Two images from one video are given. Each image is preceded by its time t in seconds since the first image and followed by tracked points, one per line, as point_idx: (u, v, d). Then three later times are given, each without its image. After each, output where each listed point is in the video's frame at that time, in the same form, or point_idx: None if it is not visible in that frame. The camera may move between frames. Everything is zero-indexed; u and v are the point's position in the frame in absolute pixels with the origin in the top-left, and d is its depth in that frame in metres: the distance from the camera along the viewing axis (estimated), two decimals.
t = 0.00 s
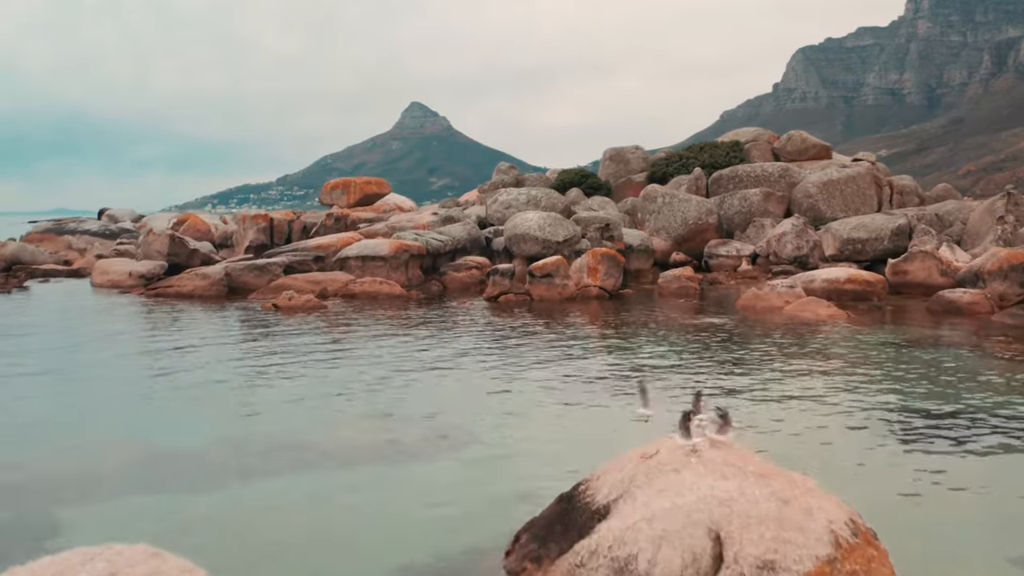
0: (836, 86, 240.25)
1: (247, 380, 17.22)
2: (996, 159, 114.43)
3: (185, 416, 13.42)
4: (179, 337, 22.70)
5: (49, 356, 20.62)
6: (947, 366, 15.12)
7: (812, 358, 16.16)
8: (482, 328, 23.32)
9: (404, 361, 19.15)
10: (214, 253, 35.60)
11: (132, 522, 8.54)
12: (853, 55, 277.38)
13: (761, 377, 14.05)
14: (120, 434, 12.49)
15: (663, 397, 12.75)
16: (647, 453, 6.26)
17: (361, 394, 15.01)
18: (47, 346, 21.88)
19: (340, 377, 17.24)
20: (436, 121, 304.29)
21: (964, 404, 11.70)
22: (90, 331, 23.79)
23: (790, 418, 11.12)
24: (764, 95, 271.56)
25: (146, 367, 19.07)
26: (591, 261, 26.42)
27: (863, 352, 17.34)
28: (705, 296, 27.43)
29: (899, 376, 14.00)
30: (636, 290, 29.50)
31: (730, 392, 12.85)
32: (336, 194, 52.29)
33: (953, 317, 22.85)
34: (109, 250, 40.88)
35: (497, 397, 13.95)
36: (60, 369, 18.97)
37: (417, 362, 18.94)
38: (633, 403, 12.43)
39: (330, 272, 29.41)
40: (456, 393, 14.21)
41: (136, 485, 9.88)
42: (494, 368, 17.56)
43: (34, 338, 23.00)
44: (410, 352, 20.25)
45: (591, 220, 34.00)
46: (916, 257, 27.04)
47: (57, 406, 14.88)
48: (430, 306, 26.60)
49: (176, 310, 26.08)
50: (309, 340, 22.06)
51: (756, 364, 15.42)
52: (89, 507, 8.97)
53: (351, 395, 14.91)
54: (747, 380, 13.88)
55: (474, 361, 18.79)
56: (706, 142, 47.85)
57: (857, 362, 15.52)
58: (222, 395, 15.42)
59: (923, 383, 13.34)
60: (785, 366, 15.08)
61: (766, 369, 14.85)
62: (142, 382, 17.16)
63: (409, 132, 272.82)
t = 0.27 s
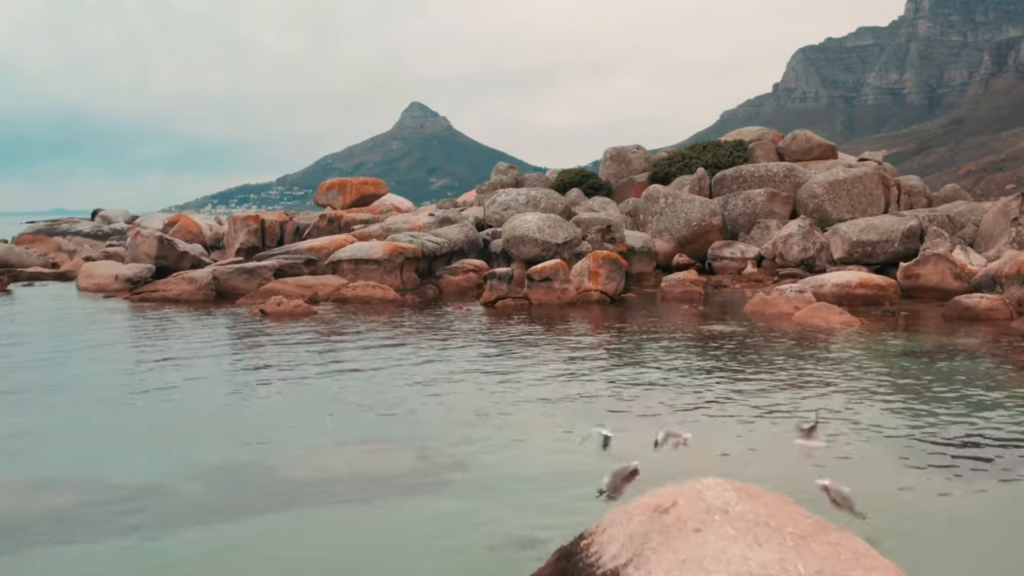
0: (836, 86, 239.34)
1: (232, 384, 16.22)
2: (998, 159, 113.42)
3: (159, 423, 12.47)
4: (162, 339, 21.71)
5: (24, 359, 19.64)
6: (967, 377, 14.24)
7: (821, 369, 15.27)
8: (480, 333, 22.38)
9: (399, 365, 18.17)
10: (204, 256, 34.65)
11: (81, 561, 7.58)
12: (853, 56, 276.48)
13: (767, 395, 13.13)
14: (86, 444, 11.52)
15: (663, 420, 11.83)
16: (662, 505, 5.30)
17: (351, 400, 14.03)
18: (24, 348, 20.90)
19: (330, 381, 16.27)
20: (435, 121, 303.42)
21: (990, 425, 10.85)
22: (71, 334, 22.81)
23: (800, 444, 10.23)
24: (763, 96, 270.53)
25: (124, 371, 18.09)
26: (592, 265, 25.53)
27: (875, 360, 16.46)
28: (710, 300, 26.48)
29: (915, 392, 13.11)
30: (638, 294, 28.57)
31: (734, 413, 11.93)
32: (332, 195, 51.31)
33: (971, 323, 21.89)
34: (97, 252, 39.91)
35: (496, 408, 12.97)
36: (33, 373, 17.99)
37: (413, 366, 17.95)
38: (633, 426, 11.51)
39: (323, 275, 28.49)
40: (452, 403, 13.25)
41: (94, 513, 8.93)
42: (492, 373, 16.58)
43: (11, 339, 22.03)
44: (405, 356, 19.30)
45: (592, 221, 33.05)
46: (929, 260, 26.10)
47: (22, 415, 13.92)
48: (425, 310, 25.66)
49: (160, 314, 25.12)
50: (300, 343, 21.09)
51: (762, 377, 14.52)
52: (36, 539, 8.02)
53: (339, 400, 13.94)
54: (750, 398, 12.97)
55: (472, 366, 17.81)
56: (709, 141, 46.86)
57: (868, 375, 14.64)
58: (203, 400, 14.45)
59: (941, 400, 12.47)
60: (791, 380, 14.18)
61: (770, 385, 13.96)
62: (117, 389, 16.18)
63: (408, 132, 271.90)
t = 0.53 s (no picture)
0: (836, 85, 238.28)
1: (210, 398, 15.28)
2: (1001, 159, 112.43)
3: (125, 443, 11.51)
4: (143, 347, 20.75)
5: None
6: (991, 388, 13.31)
7: (829, 377, 14.26)
8: (475, 340, 21.41)
9: (388, 377, 17.23)
10: (194, 259, 33.69)
11: None
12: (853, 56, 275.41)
13: (772, 405, 12.10)
14: (42, 467, 10.56)
15: (662, 431, 10.81)
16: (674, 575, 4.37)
17: (334, 417, 13.07)
18: None
19: (314, 394, 15.31)
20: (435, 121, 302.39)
21: (1020, 447, 9.87)
22: (48, 341, 21.85)
23: (815, 467, 9.22)
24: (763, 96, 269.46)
25: (98, 382, 17.13)
26: (594, 268, 24.44)
27: (885, 369, 15.50)
28: (716, 305, 25.48)
29: (931, 405, 12.15)
30: (641, 299, 27.59)
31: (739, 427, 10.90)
32: (327, 195, 50.29)
33: (990, 330, 20.90)
34: (86, 254, 38.94)
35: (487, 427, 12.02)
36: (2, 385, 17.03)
37: (402, 377, 17.01)
38: (631, 442, 10.49)
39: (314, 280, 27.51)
40: (441, 422, 12.29)
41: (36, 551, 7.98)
42: (487, 386, 15.62)
43: None
44: (396, 366, 18.33)
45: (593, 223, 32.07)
46: (943, 263, 25.07)
47: None
48: (419, 316, 24.68)
49: (143, 320, 24.16)
50: (287, 352, 20.14)
51: (769, 387, 13.51)
52: None
53: (322, 417, 12.99)
54: (756, 409, 11.93)
55: (466, 378, 16.87)
56: (712, 141, 45.84)
57: (878, 384, 13.64)
58: (176, 416, 13.49)
59: (961, 415, 11.48)
60: (797, 390, 13.16)
61: (775, 393, 12.94)
62: (87, 403, 15.21)
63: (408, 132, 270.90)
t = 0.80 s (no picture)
0: (836, 85, 237.23)
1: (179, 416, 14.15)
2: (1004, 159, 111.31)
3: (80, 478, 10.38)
4: (118, 357, 19.61)
5: None
6: None
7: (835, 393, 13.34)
8: (469, 349, 20.25)
9: (373, 390, 16.12)
10: (180, 262, 32.53)
11: None
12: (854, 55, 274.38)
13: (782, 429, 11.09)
14: None
15: (668, 467, 9.73)
16: None
17: (310, 446, 11.92)
18: None
19: (292, 413, 14.17)
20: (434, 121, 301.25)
21: None
22: (20, 351, 20.70)
23: (847, 513, 8.15)
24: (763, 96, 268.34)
25: (64, 397, 15.97)
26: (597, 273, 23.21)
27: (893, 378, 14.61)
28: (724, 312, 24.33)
29: (955, 426, 11.11)
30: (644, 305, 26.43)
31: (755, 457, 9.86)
32: (322, 196, 49.14)
33: (1015, 339, 19.75)
34: (70, 257, 37.76)
35: (476, 456, 10.87)
36: None
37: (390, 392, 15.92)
38: (639, 477, 9.39)
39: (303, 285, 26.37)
40: (428, 453, 11.15)
41: None
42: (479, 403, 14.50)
43: None
44: (384, 378, 17.19)
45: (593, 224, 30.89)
46: (961, 267, 23.89)
47: None
48: (411, 323, 23.53)
49: (122, 327, 23.00)
50: (270, 360, 19.03)
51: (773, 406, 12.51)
52: None
53: (299, 444, 11.86)
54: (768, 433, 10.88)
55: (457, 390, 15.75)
56: (716, 140, 44.65)
57: (892, 401, 12.61)
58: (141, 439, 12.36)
59: (989, 439, 10.50)
60: (806, 409, 12.13)
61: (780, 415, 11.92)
62: (49, 422, 14.07)
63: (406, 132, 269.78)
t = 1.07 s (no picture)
0: (837, 85, 236.27)
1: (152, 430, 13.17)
2: (1006, 159, 110.36)
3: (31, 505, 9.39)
4: (94, 363, 18.59)
5: None
6: None
7: (845, 413, 12.40)
8: (464, 356, 19.28)
9: (361, 402, 15.15)
10: (168, 266, 31.51)
11: None
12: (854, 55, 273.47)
13: (789, 459, 10.15)
14: None
15: (675, 501, 8.84)
16: None
17: (288, 466, 10.91)
18: None
19: (273, 428, 13.21)
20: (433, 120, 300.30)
21: None
22: None
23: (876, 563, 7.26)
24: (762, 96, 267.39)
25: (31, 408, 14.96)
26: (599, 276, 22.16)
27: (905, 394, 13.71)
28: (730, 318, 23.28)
29: (983, 452, 10.25)
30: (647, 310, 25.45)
31: (765, 495, 8.93)
32: (317, 197, 48.12)
33: None
34: (56, 260, 36.72)
35: (468, 482, 9.92)
36: None
37: (379, 404, 14.94)
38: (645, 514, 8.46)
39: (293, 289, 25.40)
40: (416, 477, 10.19)
41: None
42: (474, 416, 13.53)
43: None
44: (373, 389, 16.23)
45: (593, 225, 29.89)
46: (979, 271, 22.89)
47: None
48: (404, 329, 22.56)
49: (102, 333, 21.98)
50: (254, 367, 18.06)
51: (778, 430, 11.57)
52: None
53: (276, 466, 10.86)
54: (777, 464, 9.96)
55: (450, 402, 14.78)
56: (720, 139, 43.62)
57: (910, 422, 11.72)
58: (106, 460, 11.35)
59: (1019, 470, 9.64)
60: (817, 431, 11.25)
61: (790, 439, 11.02)
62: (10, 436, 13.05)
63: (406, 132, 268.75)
